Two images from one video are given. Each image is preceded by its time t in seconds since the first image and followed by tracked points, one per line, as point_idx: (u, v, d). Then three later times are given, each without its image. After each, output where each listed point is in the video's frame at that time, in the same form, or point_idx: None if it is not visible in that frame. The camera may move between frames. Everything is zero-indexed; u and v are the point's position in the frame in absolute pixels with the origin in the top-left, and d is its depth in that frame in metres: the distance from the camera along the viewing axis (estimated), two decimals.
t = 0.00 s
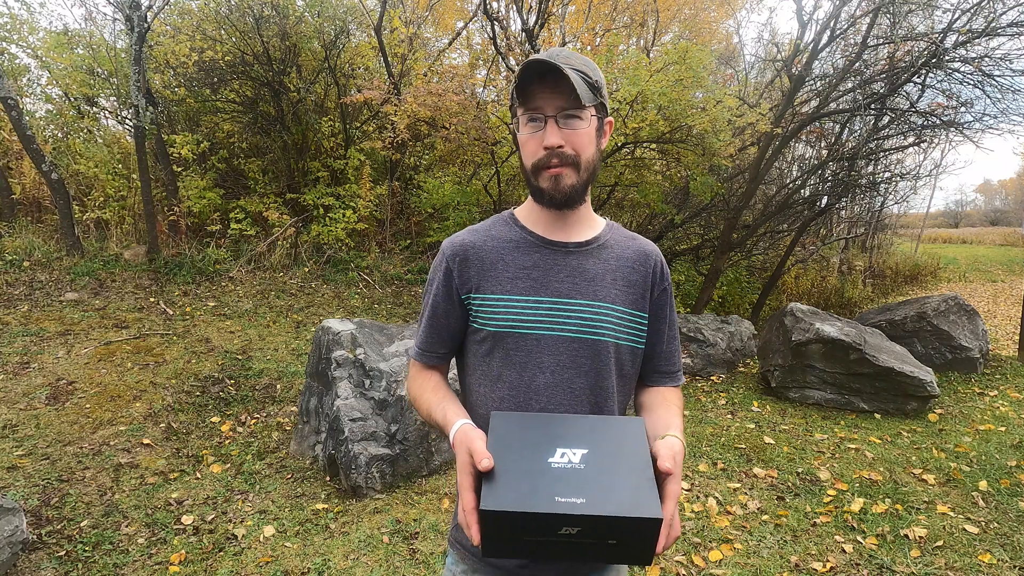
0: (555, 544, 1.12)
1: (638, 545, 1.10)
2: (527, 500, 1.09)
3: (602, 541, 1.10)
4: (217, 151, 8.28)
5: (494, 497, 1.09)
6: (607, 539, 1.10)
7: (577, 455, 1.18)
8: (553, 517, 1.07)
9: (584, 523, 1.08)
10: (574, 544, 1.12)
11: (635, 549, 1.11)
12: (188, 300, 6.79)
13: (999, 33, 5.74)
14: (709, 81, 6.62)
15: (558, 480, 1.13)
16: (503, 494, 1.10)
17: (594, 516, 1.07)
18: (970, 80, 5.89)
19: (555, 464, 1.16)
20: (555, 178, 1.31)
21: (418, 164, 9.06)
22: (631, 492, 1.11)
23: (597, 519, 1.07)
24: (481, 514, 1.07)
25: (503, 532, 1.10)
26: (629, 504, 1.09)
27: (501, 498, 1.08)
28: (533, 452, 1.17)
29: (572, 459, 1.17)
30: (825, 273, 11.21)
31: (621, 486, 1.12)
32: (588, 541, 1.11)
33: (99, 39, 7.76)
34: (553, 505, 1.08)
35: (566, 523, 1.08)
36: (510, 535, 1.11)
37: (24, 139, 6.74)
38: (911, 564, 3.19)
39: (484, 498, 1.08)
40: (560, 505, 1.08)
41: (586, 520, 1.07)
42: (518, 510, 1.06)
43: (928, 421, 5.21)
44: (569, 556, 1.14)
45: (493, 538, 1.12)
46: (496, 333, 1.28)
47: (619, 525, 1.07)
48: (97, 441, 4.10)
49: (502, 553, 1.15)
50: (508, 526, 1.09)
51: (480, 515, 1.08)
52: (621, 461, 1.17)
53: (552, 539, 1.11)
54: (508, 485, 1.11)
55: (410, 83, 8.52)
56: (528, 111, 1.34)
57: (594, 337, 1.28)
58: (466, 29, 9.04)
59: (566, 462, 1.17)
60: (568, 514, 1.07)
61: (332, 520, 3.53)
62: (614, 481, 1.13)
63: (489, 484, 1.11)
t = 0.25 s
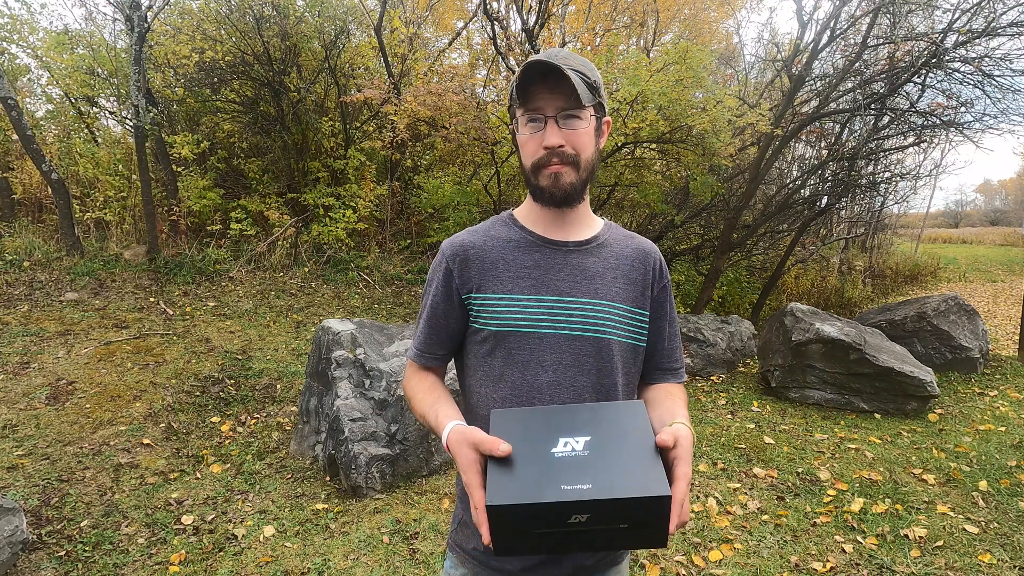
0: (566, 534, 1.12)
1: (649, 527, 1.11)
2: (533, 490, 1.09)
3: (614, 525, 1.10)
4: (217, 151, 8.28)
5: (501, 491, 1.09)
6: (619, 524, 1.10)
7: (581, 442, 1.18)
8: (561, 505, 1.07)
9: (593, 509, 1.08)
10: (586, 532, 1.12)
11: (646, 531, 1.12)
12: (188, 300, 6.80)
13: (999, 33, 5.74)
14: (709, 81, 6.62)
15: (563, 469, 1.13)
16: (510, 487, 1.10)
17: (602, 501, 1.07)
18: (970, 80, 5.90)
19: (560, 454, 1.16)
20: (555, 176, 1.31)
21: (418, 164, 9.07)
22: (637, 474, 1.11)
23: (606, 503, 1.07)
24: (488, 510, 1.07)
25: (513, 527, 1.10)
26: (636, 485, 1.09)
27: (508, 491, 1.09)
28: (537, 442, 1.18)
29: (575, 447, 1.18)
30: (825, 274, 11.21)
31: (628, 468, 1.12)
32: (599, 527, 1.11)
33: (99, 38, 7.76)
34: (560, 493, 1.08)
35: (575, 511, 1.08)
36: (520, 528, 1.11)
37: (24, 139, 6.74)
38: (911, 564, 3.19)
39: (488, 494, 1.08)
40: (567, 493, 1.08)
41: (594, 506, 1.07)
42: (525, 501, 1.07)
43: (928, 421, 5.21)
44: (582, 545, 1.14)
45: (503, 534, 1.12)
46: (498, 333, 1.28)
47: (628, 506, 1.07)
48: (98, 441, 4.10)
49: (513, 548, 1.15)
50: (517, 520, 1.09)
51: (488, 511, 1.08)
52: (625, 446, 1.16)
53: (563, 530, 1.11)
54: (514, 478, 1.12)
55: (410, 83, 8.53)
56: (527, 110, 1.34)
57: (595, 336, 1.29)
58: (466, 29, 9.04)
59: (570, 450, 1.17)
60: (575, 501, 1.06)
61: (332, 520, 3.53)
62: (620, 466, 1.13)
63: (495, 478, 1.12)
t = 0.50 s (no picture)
0: (562, 489, 1.12)
1: (640, 462, 1.13)
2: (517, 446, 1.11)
3: (605, 463, 1.12)
4: (217, 151, 8.28)
5: (488, 454, 1.11)
6: (610, 466, 1.12)
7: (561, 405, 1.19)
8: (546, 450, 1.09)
9: (579, 451, 1.10)
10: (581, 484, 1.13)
11: (639, 468, 1.13)
12: (188, 300, 6.80)
13: (999, 33, 5.74)
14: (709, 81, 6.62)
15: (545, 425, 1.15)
16: (496, 448, 1.11)
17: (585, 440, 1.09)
18: (970, 80, 5.90)
19: (542, 416, 1.17)
20: (556, 176, 1.31)
21: (418, 164, 9.07)
22: (615, 409, 1.14)
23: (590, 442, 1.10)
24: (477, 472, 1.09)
25: (508, 491, 1.11)
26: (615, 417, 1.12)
27: (493, 452, 1.11)
28: (520, 413, 1.19)
29: (557, 409, 1.18)
30: (825, 273, 11.21)
31: (608, 409, 1.15)
32: (592, 473, 1.12)
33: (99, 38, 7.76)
34: (544, 440, 1.10)
35: (562, 458, 1.11)
36: (514, 490, 1.11)
37: (24, 139, 6.74)
38: (911, 564, 3.19)
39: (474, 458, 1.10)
40: (550, 440, 1.10)
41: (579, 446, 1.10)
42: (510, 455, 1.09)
43: (928, 421, 5.21)
44: (581, 497, 1.14)
45: (500, 503, 1.12)
46: (497, 333, 1.28)
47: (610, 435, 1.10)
48: (98, 441, 4.10)
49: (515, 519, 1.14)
50: (509, 478, 1.10)
51: (479, 474, 1.10)
52: (601, 393, 1.20)
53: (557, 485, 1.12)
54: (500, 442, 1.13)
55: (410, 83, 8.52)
56: (526, 111, 1.34)
57: (594, 335, 1.28)
58: (466, 29, 9.04)
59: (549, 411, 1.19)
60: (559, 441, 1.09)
61: (332, 520, 3.54)
62: (598, 407, 1.16)
63: (483, 446, 1.13)
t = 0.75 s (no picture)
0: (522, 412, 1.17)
1: (577, 359, 1.17)
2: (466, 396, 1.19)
3: (547, 373, 1.17)
4: (217, 151, 8.28)
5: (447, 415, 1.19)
6: (554, 375, 1.17)
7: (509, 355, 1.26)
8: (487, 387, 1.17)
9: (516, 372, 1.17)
10: (537, 404, 1.17)
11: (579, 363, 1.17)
12: (188, 300, 6.80)
13: (999, 33, 5.74)
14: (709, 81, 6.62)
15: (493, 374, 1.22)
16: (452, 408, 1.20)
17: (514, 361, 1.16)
18: (970, 80, 5.90)
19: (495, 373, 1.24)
20: (563, 179, 1.31)
21: (418, 164, 9.07)
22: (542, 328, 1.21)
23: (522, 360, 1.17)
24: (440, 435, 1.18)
25: (476, 444, 1.17)
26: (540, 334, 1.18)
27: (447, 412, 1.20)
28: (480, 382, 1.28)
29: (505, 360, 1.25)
30: (825, 273, 11.22)
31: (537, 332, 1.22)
32: (539, 386, 1.17)
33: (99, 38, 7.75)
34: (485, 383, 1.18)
35: (506, 385, 1.17)
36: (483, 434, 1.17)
37: (24, 139, 6.73)
38: (911, 565, 3.19)
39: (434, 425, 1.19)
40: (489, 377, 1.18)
41: (515, 369, 1.16)
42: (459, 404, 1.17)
43: (928, 421, 5.21)
44: (548, 414, 1.17)
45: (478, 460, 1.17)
46: (495, 332, 1.27)
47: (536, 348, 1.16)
48: (98, 441, 4.10)
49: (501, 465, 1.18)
50: (471, 425, 1.17)
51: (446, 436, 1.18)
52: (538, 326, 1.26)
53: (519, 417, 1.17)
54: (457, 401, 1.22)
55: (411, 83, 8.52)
56: (531, 115, 1.33)
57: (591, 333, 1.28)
58: (466, 29, 9.04)
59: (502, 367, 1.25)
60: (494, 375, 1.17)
61: (332, 520, 3.53)
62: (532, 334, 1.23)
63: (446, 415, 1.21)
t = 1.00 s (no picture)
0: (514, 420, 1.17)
1: (569, 367, 1.16)
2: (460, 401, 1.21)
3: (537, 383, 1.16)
4: (217, 151, 8.28)
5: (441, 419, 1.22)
6: (546, 383, 1.16)
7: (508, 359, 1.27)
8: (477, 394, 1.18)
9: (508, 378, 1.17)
10: (528, 411, 1.17)
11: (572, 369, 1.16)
12: (188, 300, 6.80)
13: (998, 33, 5.74)
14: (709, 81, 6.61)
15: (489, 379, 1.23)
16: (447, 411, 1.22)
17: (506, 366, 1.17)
18: (970, 80, 5.90)
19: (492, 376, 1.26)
20: (554, 183, 1.31)
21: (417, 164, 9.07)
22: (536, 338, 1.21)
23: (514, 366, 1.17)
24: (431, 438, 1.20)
25: (466, 448, 1.18)
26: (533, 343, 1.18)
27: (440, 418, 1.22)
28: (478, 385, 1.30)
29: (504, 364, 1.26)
30: (825, 274, 11.22)
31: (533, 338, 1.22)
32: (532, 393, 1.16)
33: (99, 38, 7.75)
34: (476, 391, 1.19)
35: (497, 392, 1.17)
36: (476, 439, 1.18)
37: (24, 139, 6.73)
38: (911, 565, 3.19)
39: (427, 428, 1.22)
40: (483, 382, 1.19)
41: (507, 374, 1.17)
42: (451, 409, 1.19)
43: (928, 421, 5.21)
44: (536, 424, 1.16)
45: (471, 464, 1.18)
46: (491, 332, 1.28)
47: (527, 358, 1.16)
48: (98, 441, 4.10)
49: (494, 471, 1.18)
50: (463, 430, 1.19)
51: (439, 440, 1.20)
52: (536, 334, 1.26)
53: (508, 425, 1.17)
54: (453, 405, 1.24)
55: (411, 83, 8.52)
56: (524, 118, 1.33)
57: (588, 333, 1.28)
58: (466, 29, 9.04)
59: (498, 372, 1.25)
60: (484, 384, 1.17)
61: (332, 520, 3.53)
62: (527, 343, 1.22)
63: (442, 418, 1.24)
